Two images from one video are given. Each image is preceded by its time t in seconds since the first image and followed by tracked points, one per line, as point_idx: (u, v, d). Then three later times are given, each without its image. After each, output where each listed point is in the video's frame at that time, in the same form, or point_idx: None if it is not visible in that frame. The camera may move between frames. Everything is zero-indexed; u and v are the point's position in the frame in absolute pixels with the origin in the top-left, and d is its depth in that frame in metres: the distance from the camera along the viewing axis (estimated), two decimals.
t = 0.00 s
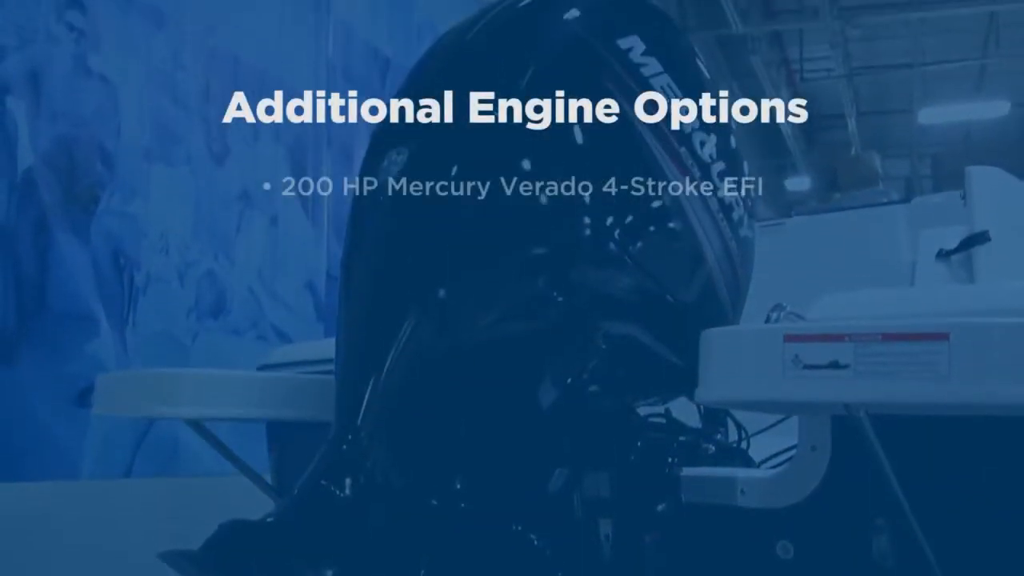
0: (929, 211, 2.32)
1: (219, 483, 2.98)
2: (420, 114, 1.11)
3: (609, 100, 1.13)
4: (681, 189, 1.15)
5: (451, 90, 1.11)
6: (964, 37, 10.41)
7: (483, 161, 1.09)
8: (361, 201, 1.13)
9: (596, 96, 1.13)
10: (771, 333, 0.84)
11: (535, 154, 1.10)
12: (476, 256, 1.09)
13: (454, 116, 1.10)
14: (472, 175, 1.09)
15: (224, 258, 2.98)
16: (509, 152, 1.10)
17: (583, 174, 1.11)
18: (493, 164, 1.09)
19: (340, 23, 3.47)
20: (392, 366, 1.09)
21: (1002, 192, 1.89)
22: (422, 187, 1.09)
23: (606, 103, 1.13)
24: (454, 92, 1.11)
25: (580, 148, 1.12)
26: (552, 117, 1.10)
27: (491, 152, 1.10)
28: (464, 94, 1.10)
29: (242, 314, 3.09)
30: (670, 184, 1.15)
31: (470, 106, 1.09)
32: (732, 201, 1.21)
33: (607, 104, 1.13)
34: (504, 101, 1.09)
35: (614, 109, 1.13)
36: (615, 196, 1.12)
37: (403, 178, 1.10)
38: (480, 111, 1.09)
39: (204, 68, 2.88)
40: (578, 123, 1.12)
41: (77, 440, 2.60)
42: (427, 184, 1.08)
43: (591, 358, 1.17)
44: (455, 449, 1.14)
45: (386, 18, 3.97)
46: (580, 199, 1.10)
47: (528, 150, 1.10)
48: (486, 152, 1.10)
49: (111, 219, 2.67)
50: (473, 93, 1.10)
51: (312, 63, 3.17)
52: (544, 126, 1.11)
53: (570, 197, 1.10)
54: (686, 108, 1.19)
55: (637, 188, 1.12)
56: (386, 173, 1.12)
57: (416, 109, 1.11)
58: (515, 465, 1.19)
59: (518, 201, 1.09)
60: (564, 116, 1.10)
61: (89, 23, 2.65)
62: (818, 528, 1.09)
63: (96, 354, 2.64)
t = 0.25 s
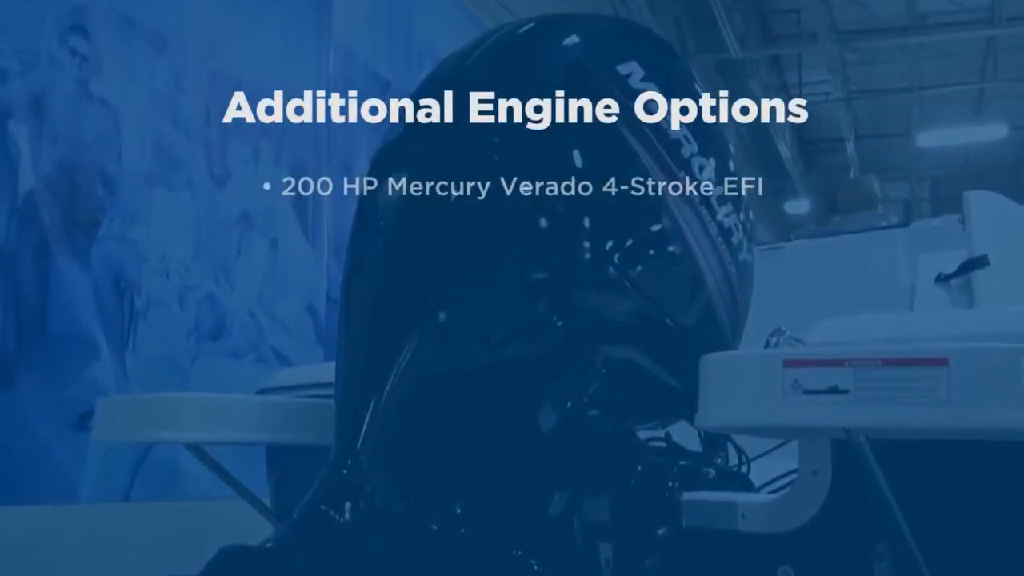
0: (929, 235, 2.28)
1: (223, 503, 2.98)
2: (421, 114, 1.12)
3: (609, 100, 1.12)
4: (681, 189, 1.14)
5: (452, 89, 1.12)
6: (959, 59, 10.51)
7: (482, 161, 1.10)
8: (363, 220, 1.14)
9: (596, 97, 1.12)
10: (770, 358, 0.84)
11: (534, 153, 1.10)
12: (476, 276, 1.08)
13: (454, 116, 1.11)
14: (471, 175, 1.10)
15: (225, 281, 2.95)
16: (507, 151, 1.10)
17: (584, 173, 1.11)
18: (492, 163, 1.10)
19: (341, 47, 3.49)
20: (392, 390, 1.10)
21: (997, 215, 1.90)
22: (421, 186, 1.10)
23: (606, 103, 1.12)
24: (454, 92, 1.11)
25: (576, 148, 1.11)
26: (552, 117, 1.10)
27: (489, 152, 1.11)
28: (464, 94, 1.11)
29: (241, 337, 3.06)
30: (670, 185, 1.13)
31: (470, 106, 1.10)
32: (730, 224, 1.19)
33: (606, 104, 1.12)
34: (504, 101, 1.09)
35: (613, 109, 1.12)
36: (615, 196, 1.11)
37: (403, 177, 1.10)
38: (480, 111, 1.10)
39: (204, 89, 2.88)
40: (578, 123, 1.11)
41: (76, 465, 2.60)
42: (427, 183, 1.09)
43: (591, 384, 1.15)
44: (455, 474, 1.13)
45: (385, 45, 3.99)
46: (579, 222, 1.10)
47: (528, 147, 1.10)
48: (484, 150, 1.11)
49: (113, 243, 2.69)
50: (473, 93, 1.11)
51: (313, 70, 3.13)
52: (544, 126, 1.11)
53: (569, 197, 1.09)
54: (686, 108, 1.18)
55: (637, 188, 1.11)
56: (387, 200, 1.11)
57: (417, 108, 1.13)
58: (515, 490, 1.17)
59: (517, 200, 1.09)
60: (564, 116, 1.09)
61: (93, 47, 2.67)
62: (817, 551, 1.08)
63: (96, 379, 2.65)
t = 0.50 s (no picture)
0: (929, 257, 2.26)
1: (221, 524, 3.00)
2: (421, 114, 1.15)
3: (609, 100, 1.14)
4: (681, 189, 1.14)
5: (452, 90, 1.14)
6: (957, 82, 10.56)
7: (482, 161, 1.10)
8: (362, 241, 1.14)
9: (597, 97, 1.14)
10: (770, 381, 0.84)
11: (534, 153, 1.11)
12: (476, 297, 1.08)
13: (454, 116, 1.12)
14: (470, 175, 1.10)
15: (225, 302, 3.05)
16: (508, 154, 1.11)
17: (584, 173, 1.12)
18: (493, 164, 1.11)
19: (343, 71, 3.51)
20: (393, 410, 1.09)
21: (995, 236, 1.91)
22: (421, 186, 1.10)
23: (606, 103, 1.14)
24: (454, 92, 1.14)
25: (575, 147, 1.13)
26: (552, 117, 1.11)
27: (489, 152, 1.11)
28: (464, 94, 1.12)
29: (241, 358, 3.14)
30: (670, 185, 1.14)
31: (470, 106, 1.11)
32: (729, 247, 1.19)
33: (606, 104, 1.14)
34: (505, 101, 1.11)
35: (613, 109, 1.14)
36: (615, 196, 1.11)
37: (403, 177, 1.12)
38: (481, 111, 1.11)
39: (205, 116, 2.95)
40: (578, 123, 1.13)
41: (74, 486, 2.59)
42: (427, 184, 1.10)
43: (591, 406, 1.15)
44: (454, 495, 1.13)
45: (386, 68, 4.02)
46: (578, 244, 1.11)
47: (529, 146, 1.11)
48: (485, 151, 1.11)
49: (113, 264, 2.69)
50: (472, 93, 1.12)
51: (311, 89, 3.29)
52: (544, 127, 1.12)
53: (570, 196, 1.10)
54: (686, 108, 1.20)
55: (637, 188, 1.12)
56: (386, 224, 1.11)
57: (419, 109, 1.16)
58: (513, 511, 1.17)
59: (517, 200, 1.09)
60: (564, 116, 1.11)
61: (94, 70, 2.68)
62: None
63: (96, 400, 2.65)
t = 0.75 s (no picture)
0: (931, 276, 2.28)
1: (217, 545, 2.99)
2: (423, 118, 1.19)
3: (609, 101, 1.15)
4: (681, 189, 1.15)
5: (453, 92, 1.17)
6: (956, 101, 10.60)
7: (482, 161, 1.11)
8: (364, 262, 1.14)
9: (596, 97, 1.15)
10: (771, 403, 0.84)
11: (535, 151, 1.12)
12: (475, 320, 1.08)
13: (454, 117, 1.15)
14: (470, 175, 1.11)
15: (226, 322, 3.06)
16: (508, 153, 1.12)
17: (584, 173, 1.12)
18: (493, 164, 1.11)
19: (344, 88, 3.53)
20: (392, 430, 1.09)
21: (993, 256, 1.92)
22: (421, 185, 1.12)
23: (606, 104, 1.15)
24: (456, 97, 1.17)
25: (575, 146, 1.13)
26: (552, 117, 1.12)
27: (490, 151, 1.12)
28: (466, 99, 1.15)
29: (240, 376, 3.14)
30: (670, 184, 1.15)
31: (470, 106, 1.13)
32: (729, 267, 1.18)
33: (606, 105, 1.15)
34: (504, 102, 1.13)
35: (613, 109, 1.15)
36: (615, 196, 1.11)
37: (403, 178, 1.13)
38: (480, 111, 1.12)
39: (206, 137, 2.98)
40: (578, 123, 1.13)
41: (71, 504, 2.58)
42: (427, 183, 1.11)
43: (592, 425, 1.15)
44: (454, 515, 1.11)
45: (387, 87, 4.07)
46: (579, 264, 1.10)
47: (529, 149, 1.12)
48: (486, 151, 1.12)
49: (114, 282, 2.70)
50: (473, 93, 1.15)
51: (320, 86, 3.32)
52: (544, 126, 1.14)
53: (570, 197, 1.10)
54: (687, 108, 1.23)
55: (637, 188, 1.12)
56: (386, 241, 1.12)
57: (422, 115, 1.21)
58: (514, 535, 1.14)
59: (517, 200, 1.09)
60: (564, 115, 1.12)
61: (95, 90, 2.68)
62: None
63: (96, 418, 2.65)
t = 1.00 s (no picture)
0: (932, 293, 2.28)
1: (216, 562, 2.98)
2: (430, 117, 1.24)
3: (609, 101, 1.17)
4: (681, 189, 1.15)
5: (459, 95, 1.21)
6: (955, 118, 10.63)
7: (482, 160, 1.12)
8: (364, 279, 1.13)
9: (596, 98, 1.16)
10: (771, 420, 0.84)
11: (535, 150, 1.12)
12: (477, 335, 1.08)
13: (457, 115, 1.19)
14: (472, 174, 1.11)
15: (225, 337, 3.07)
16: (508, 153, 1.12)
17: (583, 173, 1.11)
18: (493, 165, 1.12)
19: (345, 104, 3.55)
20: (393, 446, 1.08)
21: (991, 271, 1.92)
22: (421, 186, 1.12)
23: (606, 104, 1.16)
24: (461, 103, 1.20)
25: (576, 145, 1.13)
26: (552, 117, 1.13)
27: (489, 155, 1.13)
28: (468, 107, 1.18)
29: (240, 392, 3.15)
30: (670, 184, 1.15)
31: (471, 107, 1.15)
32: (729, 283, 1.17)
33: (606, 105, 1.16)
34: (505, 101, 1.14)
35: (613, 109, 1.16)
36: (615, 196, 1.11)
37: (403, 179, 1.14)
38: (481, 111, 1.14)
39: (207, 150, 2.93)
40: (578, 123, 1.15)
41: (70, 522, 2.57)
42: (427, 183, 1.12)
43: (592, 441, 1.15)
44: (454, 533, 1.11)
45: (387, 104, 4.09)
46: (578, 281, 1.10)
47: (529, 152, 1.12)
48: (486, 152, 1.13)
49: (113, 299, 2.70)
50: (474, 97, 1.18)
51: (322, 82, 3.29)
52: (544, 127, 1.14)
53: (570, 197, 1.10)
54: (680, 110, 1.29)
55: (637, 188, 1.12)
56: (386, 257, 1.11)
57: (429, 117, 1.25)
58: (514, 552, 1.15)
59: (517, 199, 1.09)
60: (564, 115, 1.13)
61: (97, 107, 2.70)
62: None
63: (96, 435, 2.65)
